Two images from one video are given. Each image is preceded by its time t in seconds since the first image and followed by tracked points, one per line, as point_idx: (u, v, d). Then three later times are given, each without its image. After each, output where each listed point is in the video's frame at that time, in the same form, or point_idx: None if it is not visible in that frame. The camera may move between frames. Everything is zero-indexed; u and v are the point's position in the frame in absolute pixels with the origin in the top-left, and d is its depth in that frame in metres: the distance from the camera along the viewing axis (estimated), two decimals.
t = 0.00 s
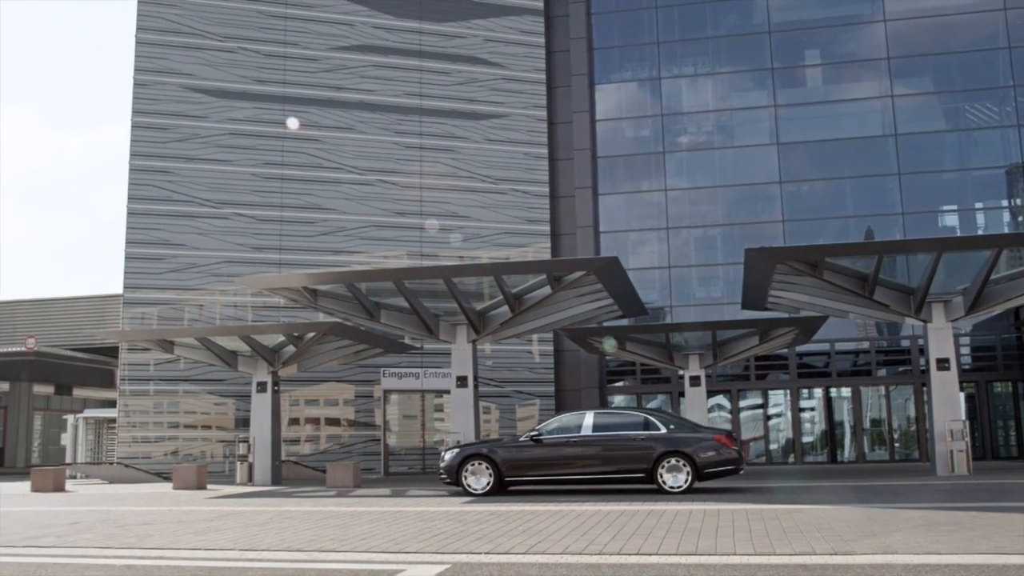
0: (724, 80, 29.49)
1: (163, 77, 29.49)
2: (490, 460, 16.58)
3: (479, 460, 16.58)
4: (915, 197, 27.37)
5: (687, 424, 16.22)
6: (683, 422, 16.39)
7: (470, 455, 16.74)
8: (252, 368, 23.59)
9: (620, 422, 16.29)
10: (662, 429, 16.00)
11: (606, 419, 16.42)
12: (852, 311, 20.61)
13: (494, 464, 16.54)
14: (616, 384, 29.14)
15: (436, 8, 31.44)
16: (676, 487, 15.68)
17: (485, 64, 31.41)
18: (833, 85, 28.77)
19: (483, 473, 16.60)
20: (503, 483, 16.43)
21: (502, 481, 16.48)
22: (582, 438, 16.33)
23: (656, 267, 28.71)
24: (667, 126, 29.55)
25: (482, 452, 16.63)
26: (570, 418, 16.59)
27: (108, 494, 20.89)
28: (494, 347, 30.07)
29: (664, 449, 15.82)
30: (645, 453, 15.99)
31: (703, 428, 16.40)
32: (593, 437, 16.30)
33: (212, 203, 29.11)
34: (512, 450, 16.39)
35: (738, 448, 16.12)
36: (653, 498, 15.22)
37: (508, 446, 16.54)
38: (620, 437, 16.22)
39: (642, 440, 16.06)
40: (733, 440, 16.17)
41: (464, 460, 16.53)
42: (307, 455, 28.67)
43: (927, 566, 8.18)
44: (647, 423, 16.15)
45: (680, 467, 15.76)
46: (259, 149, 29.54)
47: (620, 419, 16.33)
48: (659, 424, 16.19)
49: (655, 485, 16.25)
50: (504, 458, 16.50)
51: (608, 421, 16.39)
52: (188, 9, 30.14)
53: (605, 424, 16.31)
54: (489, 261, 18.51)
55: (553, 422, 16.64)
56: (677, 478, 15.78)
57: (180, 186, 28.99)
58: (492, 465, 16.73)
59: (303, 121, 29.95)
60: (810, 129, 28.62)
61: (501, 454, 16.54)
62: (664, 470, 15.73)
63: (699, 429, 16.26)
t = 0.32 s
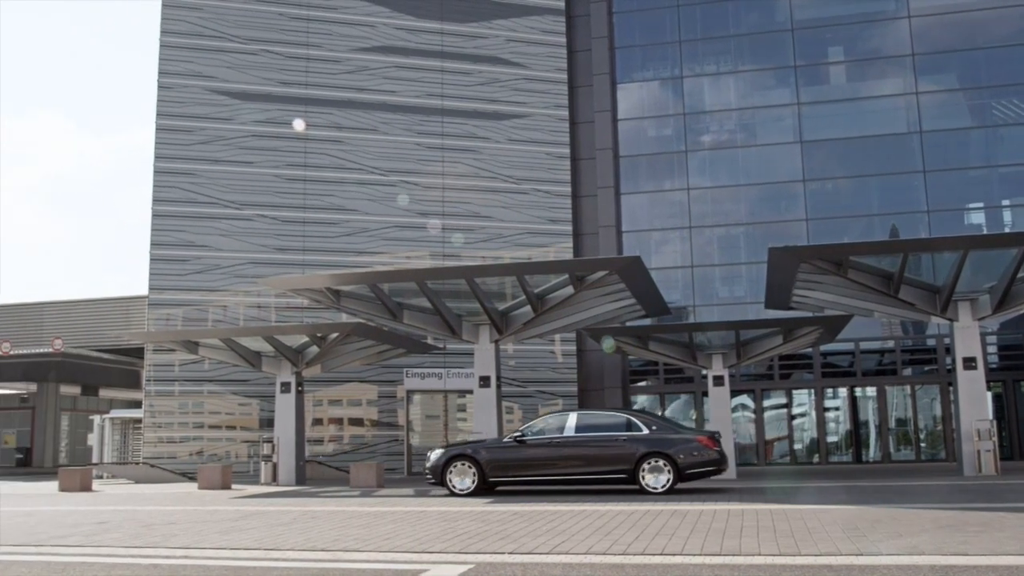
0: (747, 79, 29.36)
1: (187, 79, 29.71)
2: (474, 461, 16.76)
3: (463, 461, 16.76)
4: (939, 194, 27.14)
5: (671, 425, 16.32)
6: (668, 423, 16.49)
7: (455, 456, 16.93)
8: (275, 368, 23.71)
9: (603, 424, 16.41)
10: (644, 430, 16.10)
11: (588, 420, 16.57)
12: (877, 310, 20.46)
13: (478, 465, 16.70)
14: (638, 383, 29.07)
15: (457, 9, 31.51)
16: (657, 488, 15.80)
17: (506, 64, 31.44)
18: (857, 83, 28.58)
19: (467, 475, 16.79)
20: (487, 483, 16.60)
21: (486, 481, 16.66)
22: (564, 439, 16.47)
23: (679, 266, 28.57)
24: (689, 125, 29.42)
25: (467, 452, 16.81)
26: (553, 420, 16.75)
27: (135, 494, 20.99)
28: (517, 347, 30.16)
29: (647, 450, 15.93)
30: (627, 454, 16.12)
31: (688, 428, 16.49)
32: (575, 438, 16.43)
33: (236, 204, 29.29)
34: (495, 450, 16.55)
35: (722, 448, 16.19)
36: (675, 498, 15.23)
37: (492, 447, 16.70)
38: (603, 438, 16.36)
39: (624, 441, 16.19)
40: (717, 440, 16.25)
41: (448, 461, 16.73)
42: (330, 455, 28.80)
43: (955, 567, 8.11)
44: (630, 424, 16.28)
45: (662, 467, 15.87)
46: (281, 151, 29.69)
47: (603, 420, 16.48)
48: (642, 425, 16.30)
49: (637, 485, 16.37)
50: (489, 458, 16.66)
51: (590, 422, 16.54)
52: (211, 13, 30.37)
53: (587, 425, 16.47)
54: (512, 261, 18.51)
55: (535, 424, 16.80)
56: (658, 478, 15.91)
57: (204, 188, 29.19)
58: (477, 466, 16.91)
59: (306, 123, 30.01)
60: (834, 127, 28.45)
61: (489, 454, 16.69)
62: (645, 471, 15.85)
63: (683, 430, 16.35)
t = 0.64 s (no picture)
0: (772, 77, 29.23)
1: (213, 82, 29.93)
2: (457, 462, 16.93)
3: (447, 462, 16.91)
4: (968, 191, 26.89)
5: (650, 426, 16.44)
6: (649, 424, 16.58)
7: (437, 456, 17.06)
8: (301, 369, 23.82)
9: (584, 425, 16.54)
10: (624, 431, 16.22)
11: (569, 421, 16.70)
12: (905, 308, 20.32)
13: (460, 466, 16.85)
14: (663, 383, 29.07)
15: (480, 10, 31.56)
16: (637, 489, 15.97)
17: (530, 64, 31.42)
18: (883, 80, 28.35)
19: (449, 475, 16.92)
20: (470, 484, 16.76)
21: (468, 483, 16.80)
22: (545, 440, 16.62)
23: (704, 266, 28.43)
24: (714, 124, 29.29)
25: (449, 453, 16.98)
26: (533, 422, 16.91)
27: (162, 494, 21.16)
28: (542, 347, 30.17)
29: (626, 451, 16.06)
30: (607, 454, 16.25)
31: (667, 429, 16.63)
32: (556, 439, 16.58)
33: (261, 206, 29.47)
34: (477, 451, 16.71)
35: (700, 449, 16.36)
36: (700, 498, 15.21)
37: (474, 448, 16.86)
38: (583, 438, 16.47)
39: (604, 442, 16.31)
40: (695, 440, 16.42)
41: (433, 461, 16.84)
42: (355, 455, 28.91)
43: (987, 567, 8.03)
44: (610, 425, 16.40)
45: (642, 469, 16.02)
46: (306, 152, 29.82)
47: (583, 420, 16.61)
48: (622, 426, 16.43)
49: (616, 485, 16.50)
50: (471, 459, 16.82)
51: (570, 423, 16.67)
52: (237, 16, 30.58)
53: (568, 426, 16.60)
54: (536, 261, 18.50)
55: (517, 424, 16.95)
56: (638, 479, 16.07)
57: (230, 190, 29.39)
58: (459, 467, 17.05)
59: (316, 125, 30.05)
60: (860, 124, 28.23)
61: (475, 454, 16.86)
62: (625, 471, 15.97)
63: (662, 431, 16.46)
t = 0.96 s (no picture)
0: (798, 74, 29.09)
1: (240, 85, 30.11)
2: (437, 462, 17.42)
3: (427, 463, 17.41)
4: (999, 189, 26.60)
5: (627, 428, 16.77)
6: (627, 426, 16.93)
7: (419, 456, 17.58)
8: (328, 370, 23.95)
9: (561, 427, 16.93)
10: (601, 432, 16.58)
11: (548, 423, 17.08)
12: (935, 307, 20.18)
13: (441, 466, 17.36)
14: (690, 383, 29.06)
15: (505, 11, 31.57)
16: (613, 490, 16.35)
17: (555, 65, 31.38)
18: (912, 76, 28.11)
19: (429, 476, 17.41)
20: (450, 484, 17.23)
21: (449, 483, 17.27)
22: (522, 441, 17.03)
23: (730, 265, 28.28)
24: (740, 123, 29.18)
25: (431, 454, 17.47)
26: (514, 424, 17.30)
27: (191, 494, 21.34)
28: (567, 347, 30.15)
29: (602, 452, 16.43)
30: (585, 454, 16.62)
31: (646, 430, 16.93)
32: (533, 440, 16.98)
33: (288, 208, 29.64)
34: (456, 452, 17.18)
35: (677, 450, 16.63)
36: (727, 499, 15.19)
37: (454, 450, 17.35)
38: (561, 440, 16.84)
39: (581, 444, 16.67)
40: (672, 442, 16.67)
41: (414, 461, 17.35)
42: (381, 456, 29.01)
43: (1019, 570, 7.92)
44: (586, 426, 16.78)
45: (618, 470, 16.38)
46: (332, 154, 29.97)
47: (562, 423, 16.99)
48: (598, 428, 16.79)
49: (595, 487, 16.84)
50: (451, 460, 17.31)
51: (549, 425, 17.05)
52: (263, 19, 30.74)
53: (546, 428, 16.98)
54: (562, 261, 18.49)
55: (499, 425, 17.33)
56: (614, 480, 16.43)
57: (257, 193, 29.59)
58: (440, 468, 17.52)
59: (318, 126, 30.12)
60: (888, 121, 27.99)
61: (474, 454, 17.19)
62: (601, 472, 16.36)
63: (640, 431, 16.77)
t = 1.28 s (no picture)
0: (826, 71, 28.91)
1: (267, 88, 30.29)
2: (415, 463, 17.91)
3: (406, 464, 17.93)
4: None
5: (602, 429, 17.06)
6: (602, 427, 17.22)
7: (399, 457, 18.09)
8: (355, 370, 24.06)
9: (537, 429, 17.22)
10: (576, 434, 16.87)
11: (524, 425, 17.37)
12: (965, 305, 20.07)
13: (419, 468, 17.85)
14: (718, 383, 28.97)
15: (530, 11, 31.57)
16: (587, 490, 16.63)
17: (580, 64, 31.33)
18: (941, 72, 27.87)
19: (410, 476, 17.96)
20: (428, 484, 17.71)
21: (427, 483, 17.77)
22: (498, 443, 17.36)
23: (758, 264, 28.11)
24: (767, 121, 29.05)
25: (410, 455, 17.96)
26: (491, 426, 17.63)
27: (220, 494, 21.46)
28: (594, 347, 30.09)
29: (577, 453, 16.74)
30: (560, 455, 16.91)
31: (622, 431, 17.21)
32: (509, 442, 17.29)
33: (315, 209, 29.79)
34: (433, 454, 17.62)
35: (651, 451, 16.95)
36: (754, 499, 15.12)
37: (431, 451, 17.78)
38: (536, 441, 17.15)
39: (556, 445, 16.98)
40: (646, 443, 16.96)
41: (392, 463, 17.92)
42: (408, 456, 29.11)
43: None
44: (561, 428, 17.07)
45: (592, 470, 16.67)
46: (359, 155, 30.10)
47: (537, 425, 17.27)
48: (574, 429, 17.06)
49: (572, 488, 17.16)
50: (428, 462, 17.77)
51: (525, 426, 17.35)
52: (290, 21, 30.90)
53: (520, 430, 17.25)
54: (589, 261, 18.45)
55: (478, 426, 17.69)
56: (587, 480, 16.73)
57: (285, 194, 29.76)
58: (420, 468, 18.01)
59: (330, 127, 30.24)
60: (916, 118, 27.76)
61: (486, 452, 17.36)
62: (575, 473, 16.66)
63: (614, 432, 17.05)
